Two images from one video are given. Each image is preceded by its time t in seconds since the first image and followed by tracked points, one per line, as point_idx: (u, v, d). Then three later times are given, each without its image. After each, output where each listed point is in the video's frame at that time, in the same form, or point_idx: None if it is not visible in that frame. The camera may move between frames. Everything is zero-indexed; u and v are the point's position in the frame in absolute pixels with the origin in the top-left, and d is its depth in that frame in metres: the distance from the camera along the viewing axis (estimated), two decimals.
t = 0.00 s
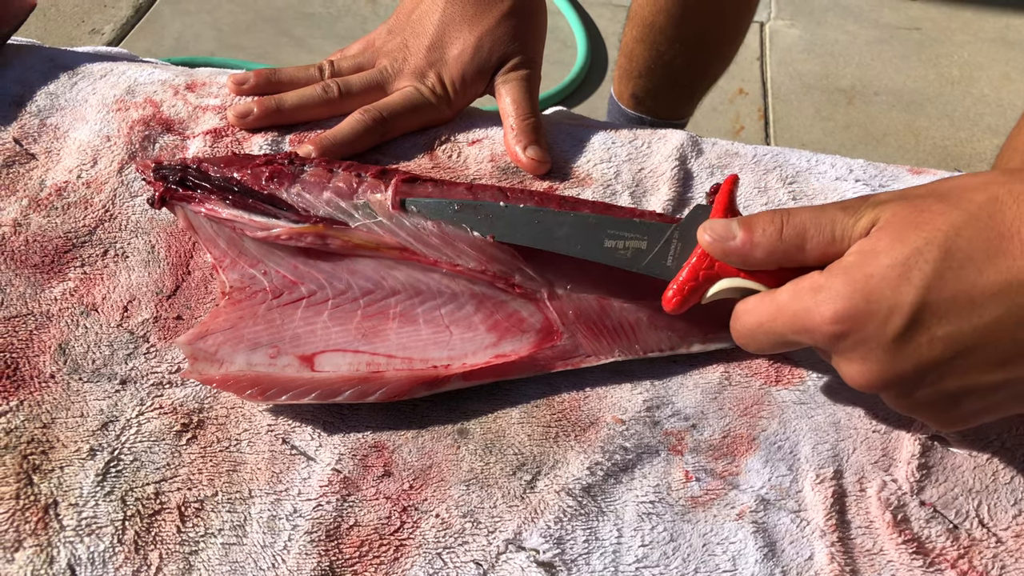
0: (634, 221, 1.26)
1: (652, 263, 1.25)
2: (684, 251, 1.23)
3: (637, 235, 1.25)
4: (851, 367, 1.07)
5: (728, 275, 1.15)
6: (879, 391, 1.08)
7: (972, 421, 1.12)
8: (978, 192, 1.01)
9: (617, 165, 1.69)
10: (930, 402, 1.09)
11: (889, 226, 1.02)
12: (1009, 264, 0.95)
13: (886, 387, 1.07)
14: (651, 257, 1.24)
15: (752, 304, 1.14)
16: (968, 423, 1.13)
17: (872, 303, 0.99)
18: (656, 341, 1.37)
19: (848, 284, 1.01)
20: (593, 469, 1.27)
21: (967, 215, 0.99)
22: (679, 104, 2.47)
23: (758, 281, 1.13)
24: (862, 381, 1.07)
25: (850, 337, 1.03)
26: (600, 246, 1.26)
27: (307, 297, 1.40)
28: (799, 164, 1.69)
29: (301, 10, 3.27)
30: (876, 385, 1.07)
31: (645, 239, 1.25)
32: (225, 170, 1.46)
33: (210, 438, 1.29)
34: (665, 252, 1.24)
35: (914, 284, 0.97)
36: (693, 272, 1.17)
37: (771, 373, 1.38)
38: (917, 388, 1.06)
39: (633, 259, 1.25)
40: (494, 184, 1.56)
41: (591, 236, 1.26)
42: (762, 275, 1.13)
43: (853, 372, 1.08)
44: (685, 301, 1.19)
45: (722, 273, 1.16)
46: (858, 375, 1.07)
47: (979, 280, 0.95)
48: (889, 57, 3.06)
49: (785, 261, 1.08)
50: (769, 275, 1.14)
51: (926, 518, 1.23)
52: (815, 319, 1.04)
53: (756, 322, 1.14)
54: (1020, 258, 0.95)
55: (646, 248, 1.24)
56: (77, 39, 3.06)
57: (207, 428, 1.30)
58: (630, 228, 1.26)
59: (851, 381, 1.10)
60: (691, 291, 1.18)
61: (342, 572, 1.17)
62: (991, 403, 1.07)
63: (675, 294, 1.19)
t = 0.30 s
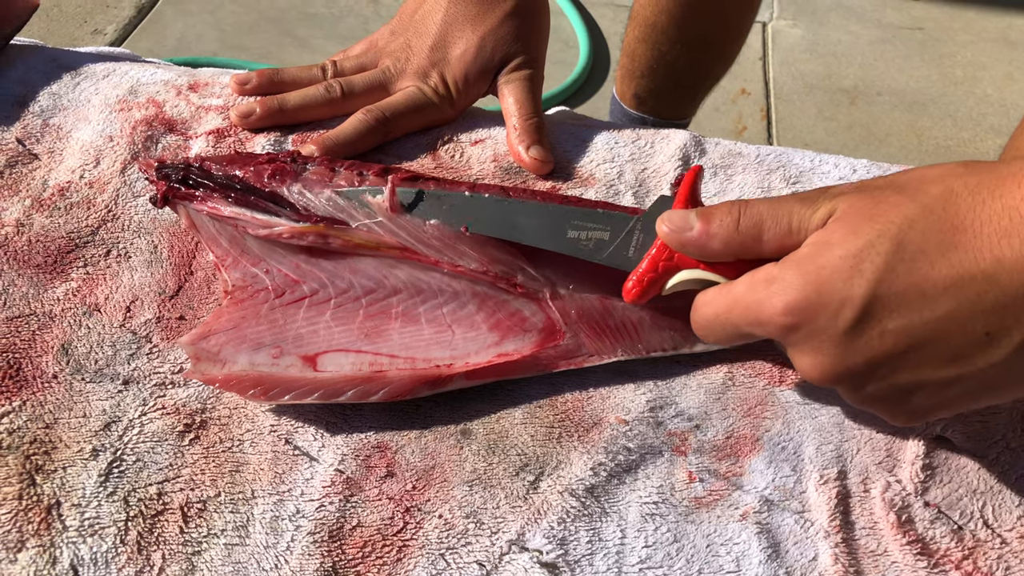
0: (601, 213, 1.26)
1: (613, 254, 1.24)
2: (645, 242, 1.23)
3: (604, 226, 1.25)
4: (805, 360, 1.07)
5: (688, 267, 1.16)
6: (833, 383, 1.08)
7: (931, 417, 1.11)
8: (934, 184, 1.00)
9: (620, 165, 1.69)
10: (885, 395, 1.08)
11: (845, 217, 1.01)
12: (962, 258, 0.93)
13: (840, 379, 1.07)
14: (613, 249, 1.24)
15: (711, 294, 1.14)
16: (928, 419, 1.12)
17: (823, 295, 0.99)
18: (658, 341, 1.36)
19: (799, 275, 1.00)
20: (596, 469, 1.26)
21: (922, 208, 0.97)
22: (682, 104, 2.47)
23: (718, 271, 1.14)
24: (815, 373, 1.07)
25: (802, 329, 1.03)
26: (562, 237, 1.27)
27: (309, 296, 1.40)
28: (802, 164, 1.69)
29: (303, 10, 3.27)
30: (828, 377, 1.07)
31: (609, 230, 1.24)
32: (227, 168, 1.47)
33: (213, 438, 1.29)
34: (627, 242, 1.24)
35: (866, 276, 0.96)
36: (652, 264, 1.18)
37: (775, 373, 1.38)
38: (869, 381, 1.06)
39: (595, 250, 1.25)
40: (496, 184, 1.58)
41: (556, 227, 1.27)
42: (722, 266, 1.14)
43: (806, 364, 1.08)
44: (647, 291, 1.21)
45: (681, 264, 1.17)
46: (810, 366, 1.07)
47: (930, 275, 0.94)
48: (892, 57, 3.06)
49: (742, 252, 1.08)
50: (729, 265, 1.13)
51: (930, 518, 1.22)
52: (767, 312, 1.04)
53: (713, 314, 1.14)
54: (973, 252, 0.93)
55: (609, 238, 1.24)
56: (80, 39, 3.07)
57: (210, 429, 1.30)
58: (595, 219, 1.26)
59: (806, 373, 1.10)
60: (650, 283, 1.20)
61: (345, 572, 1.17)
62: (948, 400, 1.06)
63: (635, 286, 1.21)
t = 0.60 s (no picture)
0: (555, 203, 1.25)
1: (563, 245, 1.23)
2: (595, 232, 1.21)
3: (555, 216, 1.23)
4: (744, 347, 1.07)
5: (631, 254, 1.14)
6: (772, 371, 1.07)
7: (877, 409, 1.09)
8: (871, 167, 1.00)
9: (623, 166, 1.68)
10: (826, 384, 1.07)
11: (782, 199, 1.00)
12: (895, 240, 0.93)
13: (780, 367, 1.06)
14: (563, 239, 1.23)
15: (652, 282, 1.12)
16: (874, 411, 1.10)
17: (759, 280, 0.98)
18: (662, 342, 1.36)
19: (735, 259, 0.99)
20: (600, 471, 1.26)
21: (857, 190, 0.97)
22: (684, 104, 2.46)
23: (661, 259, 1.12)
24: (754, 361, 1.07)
25: (738, 314, 1.02)
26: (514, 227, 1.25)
27: (312, 297, 1.40)
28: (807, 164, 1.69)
29: (305, 10, 3.27)
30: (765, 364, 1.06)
31: (560, 219, 1.22)
32: (230, 168, 1.46)
33: (216, 440, 1.29)
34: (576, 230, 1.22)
35: (799, 259, 0.95)
36: (598, 252, 1.18)
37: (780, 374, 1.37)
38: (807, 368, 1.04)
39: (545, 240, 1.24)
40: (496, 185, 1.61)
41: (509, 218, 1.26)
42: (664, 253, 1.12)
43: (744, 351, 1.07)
44: (594, 280, 1.21)
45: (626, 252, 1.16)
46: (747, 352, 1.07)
47: (864, 257, 0.93)
48: (894, 57, 3.05)
49: (684, 241, 1.07)
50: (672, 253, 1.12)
51: (935, 520, 1.21)
52: (703, 297, 1.03)
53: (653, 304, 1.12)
54: (909, 233, 0.93)
55: (559, 228, 1.22)
56: (82, 40, 3.07)
57: (213, 430, 1.30)
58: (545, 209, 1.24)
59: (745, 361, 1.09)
60: (597, 271, 1.19)
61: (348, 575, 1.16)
62: (892, 391, 1.04)
63: (582, 274, 1.20)
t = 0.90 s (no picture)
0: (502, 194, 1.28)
1: (506, 232, 1.25)
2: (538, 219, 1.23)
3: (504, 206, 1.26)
4: (669, 314, 1.05)
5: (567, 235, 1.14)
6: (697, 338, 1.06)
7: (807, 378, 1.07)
8: (789, 128, 0.99)
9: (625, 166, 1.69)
10: (753, 352, 1.05)
11: (703, 164, 1.01)
12: (808, 195, 0.92)
13: (706, 334, 1.05)
14: (507, 225, 1.25)
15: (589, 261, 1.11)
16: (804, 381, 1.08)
17: (681, 240, 0.97)
18: (663, 342, 1.36)
19: (658, 222, 0.99)
20: (601, 471, 1.26)
21: (774, 148, 0.97)
22: (683, 104, 2.47)
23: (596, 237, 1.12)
24: (679, 327, 1.05)
25: (658, 279, 1.02)
26: (461, 214, 1.28)
27: (313, 296, 1.40)
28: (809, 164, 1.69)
29: (306, 10, 3.27)
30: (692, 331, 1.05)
31: (504, 207, 1.25)
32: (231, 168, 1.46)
33: (217, 439, 1.29)
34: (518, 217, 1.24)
35: (713, 219, 0.95)
36: (537, 236, 1.18)
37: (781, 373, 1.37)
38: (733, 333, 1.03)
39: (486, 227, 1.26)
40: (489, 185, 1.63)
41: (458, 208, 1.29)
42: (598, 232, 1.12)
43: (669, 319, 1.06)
44: (538, 263, 1.21)
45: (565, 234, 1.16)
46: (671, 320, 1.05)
47: (778, 214, 0.93)
48: (896, 57, 3.05)
49: (614, 215, 1.07)
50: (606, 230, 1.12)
51: (936, 519, 1.21)
52: (627, 261, 1.02)
53: (590, 277, 1.10)
54: (822, 189, 0.92)
55: (503, 215, 1.25)
56: (84, 40, 3.08)
57: (214, 430, 1.30)
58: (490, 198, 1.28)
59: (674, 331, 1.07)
60: (538, 254, 1.19)
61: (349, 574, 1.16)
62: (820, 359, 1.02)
63: (523, 258, 1.20)
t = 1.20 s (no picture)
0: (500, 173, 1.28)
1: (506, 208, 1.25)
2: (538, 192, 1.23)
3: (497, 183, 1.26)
4: (674, 248, 1.03)
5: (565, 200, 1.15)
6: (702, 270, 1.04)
7: (818, 308, 1.04)
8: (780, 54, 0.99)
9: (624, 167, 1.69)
10: (759, 280, 1.03)
11: (695, 94, 1.01)
12: (804, 106, 0.91)
13: (711, 264, 1.03)
14: (506, 201, 1.25)
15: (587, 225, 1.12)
16: (812, 313, 1.05)
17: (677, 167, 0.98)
18: (663, 345, 1.39)
19: (657, 155, 0.99)
20: (600, 471, 1.26)
21: (765, 70, 0.97)
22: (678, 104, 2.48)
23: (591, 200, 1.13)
24: (683, 260, 1.03)
25: (656, 212, 1.01)
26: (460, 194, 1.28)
27: (314, 297, 1.40)
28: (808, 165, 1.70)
29: (306, 11, 3.27)
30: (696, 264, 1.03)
31: (501, 183, 1.25)
32: (237, 168, 1.46)
33: (217, 440, 1.29)
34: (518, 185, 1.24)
35: (709, 141, 0.95)
36: (536, 203, 1.18)
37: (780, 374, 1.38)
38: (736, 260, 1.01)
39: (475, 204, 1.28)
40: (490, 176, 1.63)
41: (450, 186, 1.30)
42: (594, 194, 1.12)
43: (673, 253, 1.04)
44: (536, 230, 1.21)
45: (562, 199, 1.16)
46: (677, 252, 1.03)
47: (775, 127, 0.92)
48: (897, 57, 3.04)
49: (611, 166, 1.07)
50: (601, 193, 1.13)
51: (936, 520, 1.21)
52: (627, 197, 1.01)
53: (592, 223, 1.09)
54: (816, 101, 0.91)
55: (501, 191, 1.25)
56: (84, 41, 3.08)
57: (213, 431, 1.30)
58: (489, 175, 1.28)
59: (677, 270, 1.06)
60: (537, 220, 1.19)
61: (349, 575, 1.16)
62: (830, 282, 0.99)
63: (523, 225, 1.20)
